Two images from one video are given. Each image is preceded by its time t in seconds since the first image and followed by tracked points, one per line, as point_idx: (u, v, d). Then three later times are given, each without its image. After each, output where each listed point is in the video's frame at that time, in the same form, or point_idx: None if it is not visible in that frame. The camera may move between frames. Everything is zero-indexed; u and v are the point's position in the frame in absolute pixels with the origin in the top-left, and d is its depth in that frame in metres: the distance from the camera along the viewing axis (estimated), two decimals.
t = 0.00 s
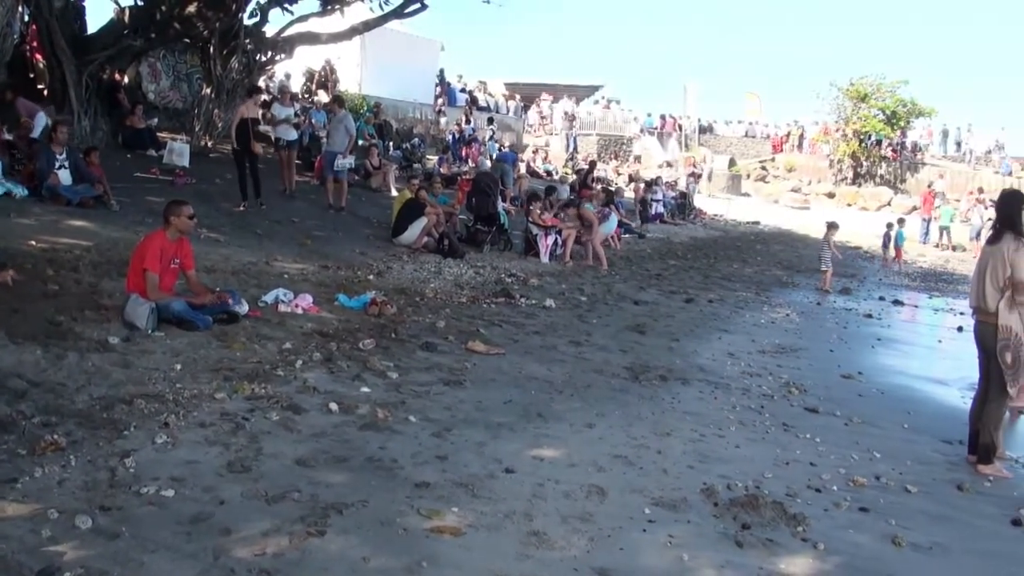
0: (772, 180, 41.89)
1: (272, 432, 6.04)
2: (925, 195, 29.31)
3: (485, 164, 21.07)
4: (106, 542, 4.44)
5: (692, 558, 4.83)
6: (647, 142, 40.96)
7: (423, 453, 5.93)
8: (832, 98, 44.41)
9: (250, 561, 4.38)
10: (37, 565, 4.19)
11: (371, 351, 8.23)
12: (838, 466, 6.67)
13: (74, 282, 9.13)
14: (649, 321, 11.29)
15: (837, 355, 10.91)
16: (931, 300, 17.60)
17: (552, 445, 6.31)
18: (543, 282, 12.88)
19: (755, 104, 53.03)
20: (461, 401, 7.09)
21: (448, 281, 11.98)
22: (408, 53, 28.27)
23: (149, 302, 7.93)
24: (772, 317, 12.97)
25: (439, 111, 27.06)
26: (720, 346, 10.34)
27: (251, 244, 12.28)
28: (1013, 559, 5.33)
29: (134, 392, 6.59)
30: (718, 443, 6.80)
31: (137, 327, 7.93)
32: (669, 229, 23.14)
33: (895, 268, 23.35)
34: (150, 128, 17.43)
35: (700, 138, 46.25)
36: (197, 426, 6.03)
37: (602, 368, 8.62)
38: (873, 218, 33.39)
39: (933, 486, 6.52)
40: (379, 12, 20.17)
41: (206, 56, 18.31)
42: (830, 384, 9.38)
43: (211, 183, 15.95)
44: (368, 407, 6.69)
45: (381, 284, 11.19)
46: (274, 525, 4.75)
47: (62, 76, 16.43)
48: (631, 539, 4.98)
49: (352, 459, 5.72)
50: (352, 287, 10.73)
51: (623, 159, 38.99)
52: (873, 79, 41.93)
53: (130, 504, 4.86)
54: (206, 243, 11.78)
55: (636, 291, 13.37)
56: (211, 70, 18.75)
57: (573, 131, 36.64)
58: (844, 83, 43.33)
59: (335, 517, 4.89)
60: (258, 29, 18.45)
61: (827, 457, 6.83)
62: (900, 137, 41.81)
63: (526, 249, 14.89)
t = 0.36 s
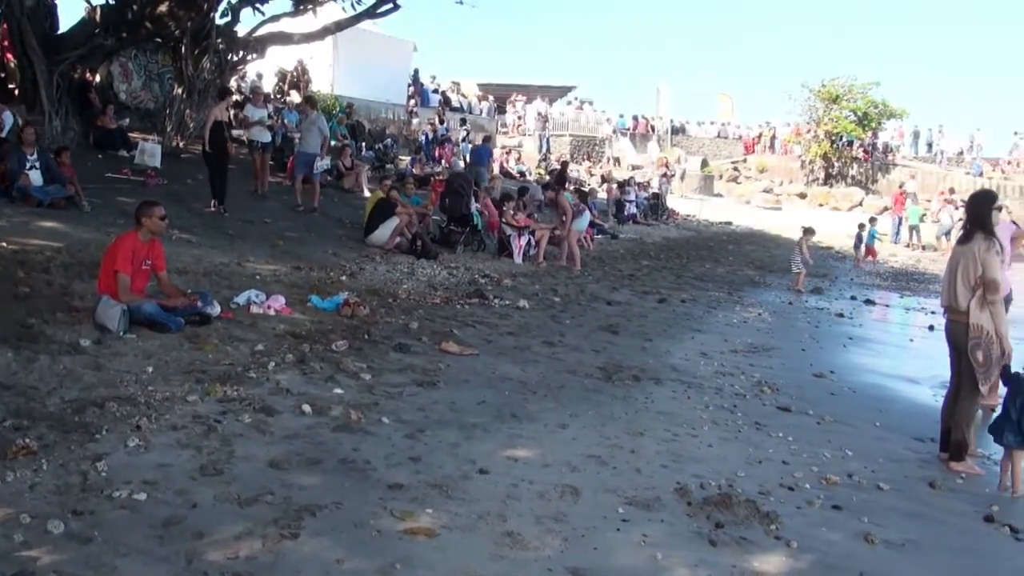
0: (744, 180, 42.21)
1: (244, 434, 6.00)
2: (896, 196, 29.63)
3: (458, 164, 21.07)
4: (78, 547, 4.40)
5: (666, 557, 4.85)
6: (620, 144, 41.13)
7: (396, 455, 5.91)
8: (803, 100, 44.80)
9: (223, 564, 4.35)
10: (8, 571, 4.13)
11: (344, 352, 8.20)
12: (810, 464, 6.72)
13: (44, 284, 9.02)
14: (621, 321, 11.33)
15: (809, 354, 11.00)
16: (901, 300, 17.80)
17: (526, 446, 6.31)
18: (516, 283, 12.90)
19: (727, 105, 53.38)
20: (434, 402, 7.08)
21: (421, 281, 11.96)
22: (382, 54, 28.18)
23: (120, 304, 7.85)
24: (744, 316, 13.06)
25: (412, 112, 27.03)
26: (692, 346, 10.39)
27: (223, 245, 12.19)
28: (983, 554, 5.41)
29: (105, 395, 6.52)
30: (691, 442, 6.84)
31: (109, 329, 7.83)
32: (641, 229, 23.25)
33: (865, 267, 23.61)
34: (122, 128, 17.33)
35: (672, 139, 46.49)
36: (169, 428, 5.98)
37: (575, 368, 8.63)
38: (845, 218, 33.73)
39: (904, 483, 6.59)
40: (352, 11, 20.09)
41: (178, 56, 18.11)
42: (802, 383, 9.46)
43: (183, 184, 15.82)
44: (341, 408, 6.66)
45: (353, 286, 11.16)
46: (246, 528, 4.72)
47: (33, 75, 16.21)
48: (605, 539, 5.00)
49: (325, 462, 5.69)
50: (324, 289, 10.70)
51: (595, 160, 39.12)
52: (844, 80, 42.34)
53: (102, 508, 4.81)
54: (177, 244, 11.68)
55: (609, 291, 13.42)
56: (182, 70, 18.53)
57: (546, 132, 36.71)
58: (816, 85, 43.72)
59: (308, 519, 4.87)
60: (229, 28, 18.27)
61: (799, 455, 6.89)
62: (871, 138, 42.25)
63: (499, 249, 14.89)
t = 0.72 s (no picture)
0: (719, 181, 42.46)
1: (219, 437, 5.96)
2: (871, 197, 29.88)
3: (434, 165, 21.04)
4: (53, 551, 4.35)
5: (642, 556, 4.87)
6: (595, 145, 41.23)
7: (372, 456, 5.89)
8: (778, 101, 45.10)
9: (199, 568, 4.32)
10: None
11: (319, 353, 8.16)
12: (785, 463, 6.77)
13: (17, 286, 8.91)
14: (597, 321, 11.36)
15: (783, 353, 11.08)
16: (874, 299, 17.97)
17: (502, 447, 6.31)
18: (492, 284, 12.90)
19: (702, 106, 53.63)
20: (410, 403, 7.07)
21: (397, 282, 11.92)
22: (357, 53, 28.12)
23: (94, 306, 7.76)
24: (719, 316, 13.12)
25: (387, 113, 26.96)
26: (668, 346, 10.43)
27: (197, 246, 12.10)
28: (955, 550, 5.47)
29: (79, 398, 6.45)
30: (667, 442, 6.87)
31: (82, 332, 7.73)
32: (617, 229, 23.33)
33: (839, 267, 23.81)
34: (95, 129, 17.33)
35: (647, 139, 46.67)
36: (144, 431, 5.92)
37: (551, 369, 8.64)
38: (819, 219, 34.00)
39: (879, 480, 6.66)
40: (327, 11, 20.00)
41: (151, 55, 17.93)
42: (777, 382, 9.53)
43: (157, 184, 15.69)
44: (317, 410, 6.63)
45: (329, 287, 11.11)
46: (222, 531, 4.69)
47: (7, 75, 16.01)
48: (581, 539, 5.01)
49: (301, 464, 5.67)
50: (300, 290, 10.64)
51: (571, 160, 39.19)
52: (818, 82, 42.66)
53: (76, 512, 4.76)
54: (151, 245, 11.58)
55: (585, 292, 13.45)
56: (156, 70, 18.37)
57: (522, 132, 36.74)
58: (790, 86, 44.03)
59: (284, 522, 4.85)
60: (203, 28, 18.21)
61: (774, 454, 6.94)
62: (845, 139, 42.61)
63: (475, 250, 14.88)
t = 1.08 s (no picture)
0: (695, 181, 42.70)
1: (195, 439, 5.92)
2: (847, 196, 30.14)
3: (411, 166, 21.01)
4: (28, 556, 4.30)
5: (619, 555, 4.88)
6: (572, 145, 41.31)
7: (349, 458, 5.87)
8: (753, 102, 45.38)
9: (176, 571, 4.29)
10: None
11: (296, 354, 8.13)
12: (762, 461, 6.82)
13: None
14: (574, 321, 11.39)
15: (759, 352, 11.15)
16: (849, 298, 18.12)
17: (479, 447, 6.31)
18: (469, 284, 12.90)
19: (678, 107, 53.89)
20: (387, 404, 7.05)
21: (373, 283, 11.89)
22: (333, 53, 27.99)
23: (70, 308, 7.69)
24: (695, 316, 13.19)
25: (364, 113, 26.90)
26: (645, 346, 10.46)
27: (172, 247, 12.01)
28: (931, 546, 5.53)
29: (55, 401, 6.39)
30: (645, 441, 6.90)
31: (58, 333, 7.68)
32: (594, 230, 23.39)
33: (815, 267, 23.96)
34: (71, 129, 17.20)
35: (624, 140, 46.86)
36: (120, 434, 5.87)
37: (529, 369, 8.65)
38: (795, 218, 34.26)
39: (855, 478, 6.71)
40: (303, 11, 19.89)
41: (126, 56, 17.45)
42: (753, 380, 9.59)
43: (132, 185, 15.55)
44: (293, 412, 6.60)
45: (305, 288, 11.06)
46: (199, 534, 4.65)
47: None
48: (559, 539, 5.02)
49: (278, 465, 5.64)
50: (276, 291, 10.59)
51: (548, 160, 39.26)
52: (793, 82, 42.96)
53: (52, 516, 4.71)
54: (126, 247, 11.48)
55: (562, 292, 13.47)
56: (131, 70, 17.96)
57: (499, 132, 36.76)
58: (765, 87, 44.31)
59: (261, 524, 4.82)
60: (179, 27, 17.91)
61: (751, 453, 6.98)
62: (820, 140, 42.95)
63: (452, 250, 14.87)
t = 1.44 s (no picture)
0: (674, 181, 42.88)
1: (174, 441, 5.87)
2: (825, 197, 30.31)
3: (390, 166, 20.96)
4: (6, 561, 4.25)
5: (599, 555, 4.89)
6: (551, 145, 41.30)
7: (328, 459, 5.85)
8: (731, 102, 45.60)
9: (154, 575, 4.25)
10: None
11: (274, 356, 8.08)
12: (741, 460, 6.85)
13: None
14: (553, 322, 11.40)
15: (738, 351, 11.22)
16: (827, 297, 18.24)
17: (458, 447, 6.30)
18: (448, 285, 12.88)
19: (656, 107, 54.02)
20: (366, 405, 7.02)
21: (351, 284, 11.85)
22: (310, 53, 27.82)
23: (47, 310, 7.62)
24: (674, 315, 13.24)
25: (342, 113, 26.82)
26: (623, 346, 10.48)
27: (150, 248, 11.92)
28: (909, 543, 5.58)
29: (32, 404, 6.31)
30: (624, 440, 6.91)
31: (34, 336, 7.60)
32: (572, 230, 23.44)
33: (792, 266, 24.11)
34: (47, 129, 17.03)
35: (603, 140, 46.94)
36: (98, 437, 5.82)
37: (508, 369, 8.65)
38: (773, 218, 34.46)
39: (834, 476, 6.76)
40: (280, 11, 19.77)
41: (104, 55, 16.65)
42: (732, 380, 9.64)
43: (109, 186, 15.42)
44: (272, 413, 6.56)
45: (284, 289, 11.00)
46: (178, 537, 4.62)
47: None
48: (539, 539, 5.01)
49: (256, 467, 5.60)
50: (255, 292, 10.53)
51: (527, 161, 39.29)
52: (771, 83, 43.21)
53: (29, 520, 4.65)
54: (103, 248, 11.38)
55: (540, 292, 13.48)
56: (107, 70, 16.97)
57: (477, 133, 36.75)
58: (743, 87, 44.53)
59: (240, 527, 4.79)
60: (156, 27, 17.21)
61: (730, 452, 7.01)
62: (797, 140, 43.23)
63: (431, 251, 14.84)
